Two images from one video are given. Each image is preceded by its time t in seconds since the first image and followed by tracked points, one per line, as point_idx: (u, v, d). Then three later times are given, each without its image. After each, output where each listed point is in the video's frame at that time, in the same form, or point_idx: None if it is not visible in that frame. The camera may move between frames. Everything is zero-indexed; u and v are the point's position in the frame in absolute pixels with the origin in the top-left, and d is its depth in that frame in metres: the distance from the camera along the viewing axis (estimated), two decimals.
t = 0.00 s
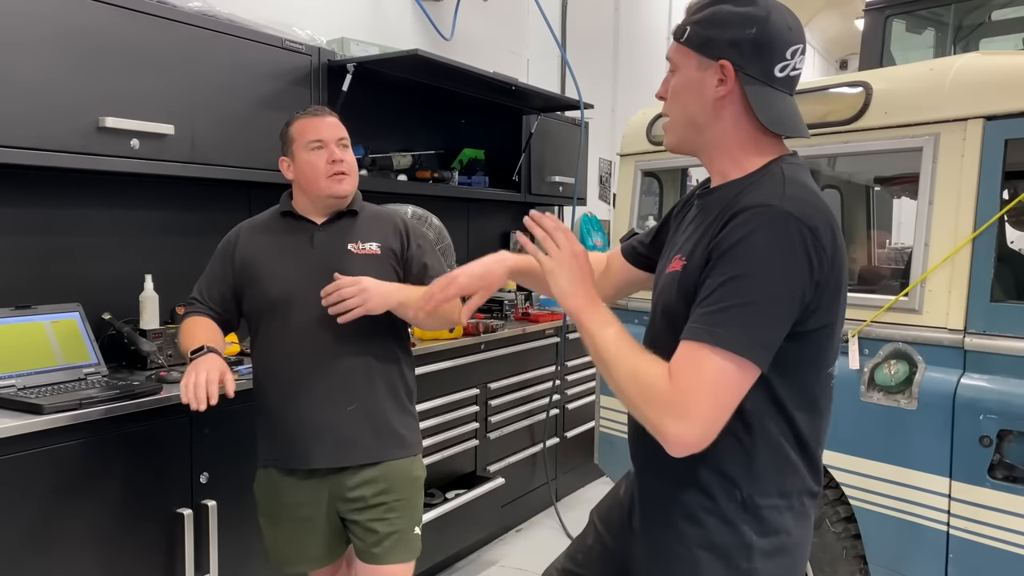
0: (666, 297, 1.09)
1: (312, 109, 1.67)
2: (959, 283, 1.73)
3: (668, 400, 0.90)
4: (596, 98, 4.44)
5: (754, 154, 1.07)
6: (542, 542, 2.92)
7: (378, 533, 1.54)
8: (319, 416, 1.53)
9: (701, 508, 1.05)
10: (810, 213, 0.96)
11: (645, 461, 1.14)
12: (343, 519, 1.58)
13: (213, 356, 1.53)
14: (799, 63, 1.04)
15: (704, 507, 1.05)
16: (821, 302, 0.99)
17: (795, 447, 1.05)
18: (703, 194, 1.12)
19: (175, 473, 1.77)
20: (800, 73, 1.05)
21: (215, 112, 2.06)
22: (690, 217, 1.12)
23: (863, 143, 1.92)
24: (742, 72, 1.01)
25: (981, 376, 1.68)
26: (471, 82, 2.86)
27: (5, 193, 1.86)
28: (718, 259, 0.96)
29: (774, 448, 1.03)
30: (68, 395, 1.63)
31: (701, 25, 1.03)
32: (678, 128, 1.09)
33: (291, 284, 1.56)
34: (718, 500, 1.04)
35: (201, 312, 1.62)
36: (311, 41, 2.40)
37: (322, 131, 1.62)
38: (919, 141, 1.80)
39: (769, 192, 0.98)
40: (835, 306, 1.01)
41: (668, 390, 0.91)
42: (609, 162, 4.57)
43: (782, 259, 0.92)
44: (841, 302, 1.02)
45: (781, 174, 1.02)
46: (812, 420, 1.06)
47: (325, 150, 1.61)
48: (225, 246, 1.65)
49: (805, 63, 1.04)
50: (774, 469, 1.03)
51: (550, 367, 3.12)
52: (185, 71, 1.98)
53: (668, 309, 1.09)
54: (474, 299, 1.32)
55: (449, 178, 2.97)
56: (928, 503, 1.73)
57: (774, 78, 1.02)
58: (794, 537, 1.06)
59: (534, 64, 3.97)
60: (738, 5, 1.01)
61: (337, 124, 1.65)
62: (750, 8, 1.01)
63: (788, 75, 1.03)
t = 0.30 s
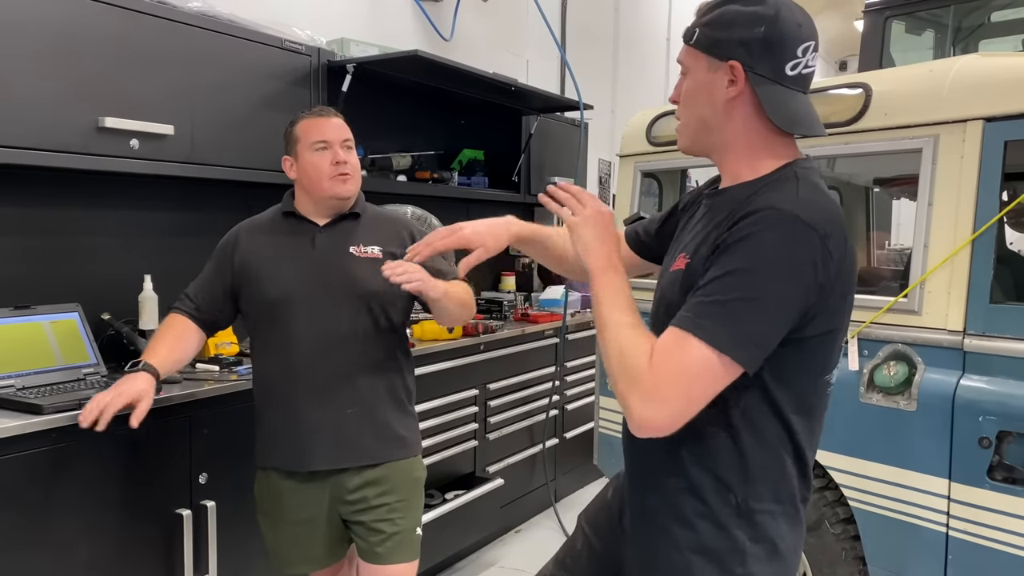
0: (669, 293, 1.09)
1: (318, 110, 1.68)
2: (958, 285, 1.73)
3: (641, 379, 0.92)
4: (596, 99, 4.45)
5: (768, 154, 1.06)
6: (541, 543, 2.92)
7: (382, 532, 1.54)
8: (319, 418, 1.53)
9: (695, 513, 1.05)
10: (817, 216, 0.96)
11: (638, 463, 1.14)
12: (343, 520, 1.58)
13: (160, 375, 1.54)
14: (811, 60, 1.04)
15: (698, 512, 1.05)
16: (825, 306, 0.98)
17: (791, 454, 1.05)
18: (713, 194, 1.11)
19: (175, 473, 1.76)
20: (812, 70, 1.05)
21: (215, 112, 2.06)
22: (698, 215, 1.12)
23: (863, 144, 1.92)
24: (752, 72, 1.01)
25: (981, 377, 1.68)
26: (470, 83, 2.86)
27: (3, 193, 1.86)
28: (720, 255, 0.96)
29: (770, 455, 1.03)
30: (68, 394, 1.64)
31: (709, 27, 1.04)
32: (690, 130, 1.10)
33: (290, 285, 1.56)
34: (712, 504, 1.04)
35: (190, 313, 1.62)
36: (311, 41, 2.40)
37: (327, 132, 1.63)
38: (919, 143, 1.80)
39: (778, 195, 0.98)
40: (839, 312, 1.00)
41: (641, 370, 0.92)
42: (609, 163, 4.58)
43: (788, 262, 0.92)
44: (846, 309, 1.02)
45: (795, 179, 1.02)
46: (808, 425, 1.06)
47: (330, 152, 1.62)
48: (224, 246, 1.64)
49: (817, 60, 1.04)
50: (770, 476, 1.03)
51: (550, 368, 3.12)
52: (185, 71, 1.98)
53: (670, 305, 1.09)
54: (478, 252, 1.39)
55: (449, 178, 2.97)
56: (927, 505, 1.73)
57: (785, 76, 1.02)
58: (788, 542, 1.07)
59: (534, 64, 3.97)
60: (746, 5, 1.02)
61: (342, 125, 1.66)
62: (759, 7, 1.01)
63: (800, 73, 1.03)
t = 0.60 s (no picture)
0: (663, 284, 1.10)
1: (315, 111, 1.68)
2: (957, 287, 1.73)
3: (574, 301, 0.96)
4: (596, 100, 4.46)
5: (773, 155, 1.06)
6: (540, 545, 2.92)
7: (383, 534, 1.54)
8: (320, 418, 1.53)
9: (694, 506, 1.07)
10: (813, 219, 0.97)
11: (638, 456, 1.14)
12: (344, 521, 1.58)
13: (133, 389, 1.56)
14: (813, 61, 1.04)
15: (699, 505, 1.07)
16: (820, 310, 0.99)
17: (785, 445, 1.08)
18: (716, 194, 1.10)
19: (173, 475, 1.76)
20: (814, 71, 1.06)
21: (214, 113, 2.06)
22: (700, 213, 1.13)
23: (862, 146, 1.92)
24: (754, 74, 1.02)
25: (980, 379, 1.68)
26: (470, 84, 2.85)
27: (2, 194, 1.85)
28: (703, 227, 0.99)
29: (765, 447, 1.05)
30: (67, 395, 1.64)
31: (710, 32, 1.04)
32: (695, 136, 1.09)
33: (290, 285, 1.56)
34: (714, 497, 1.06)
35: (179, 313, 1.61)
36: (310, 42, 2.40)
37: (324, 133, 1.63)
38: (918, 144, 1.80)
39: (777, 188, 1.00)
40: (836, 311, 1.02)
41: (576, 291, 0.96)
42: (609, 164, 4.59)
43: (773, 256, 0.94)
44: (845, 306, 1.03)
45: (799, 181, 1.01)
46: (800, 417, 1.09)
47: (327, 153, 1.62)
48: (222, 247, 1.64)
49: (818, 61, 1.04)
50: (767, 468, 1.06)
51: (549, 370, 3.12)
52: (184, 72, 1.97)
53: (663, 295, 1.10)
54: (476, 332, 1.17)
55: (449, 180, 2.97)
56: (928, 507, 1.73)
57: (787, 77, 1.02)
58: (784, 532, 1.10)
59: (534, 65, 3.97)
60: (746, 9, 1.02)
61: (340, 127, 1.66)
62: (757, 10, 1.01)
63: (801, 74, 1.03)
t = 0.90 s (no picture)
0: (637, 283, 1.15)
1: (302, 114, 1.68)
2: (956, 289, 1.73)
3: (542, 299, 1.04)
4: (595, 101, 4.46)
5: (744, 164, 1.09)
6: (540, 547, 2.92)
7: (382, 536, 1.54)
8: (318, 420, 1.53)
9: (655, 499, 1.10)
10: (772, 218, 1.00)
11: (605, 448, 1.18)
12: (343, 522, 1.58)
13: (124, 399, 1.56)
14: (781, 74, 1.08)
15: (659, 498, 1.10)
16: (777, 308, 1.02)
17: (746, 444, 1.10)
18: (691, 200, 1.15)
19: (172, 478, 1.76)
20: (783, 84, 1.09)
21: (215, 116, 2.06)
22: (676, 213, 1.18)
23: (862, 149, 1.92)
24: (724, 87, 1.06)
25: (979, 381, 1.68)
26: (469, 86, 2.86)
27: (3, 196, 1.86)
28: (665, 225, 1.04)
29: (724, 443, 1.07)
30: (66, 398, 1.64)
31: (682, 49, 1.09)
32: (672, 149, 1.13)
33: (284, 289, 1.55)
34: (672, 489, 1.09)
35: (174, 319, 1.61)
36: (310, 44, 2.40)
37: (312, 137, 1.63)
38: (917, 147, 1.81)
39: (740, 191, 1.03)
40: (795, 311, 1.04)
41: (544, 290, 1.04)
42: (609, 166, 4.59)
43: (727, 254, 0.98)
44: (805, 309, 1.06)
45: (764, 184, 1.05)
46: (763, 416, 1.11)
47: (316, 157, 1.61)
48: (215, 252, 1.63)
49: (787, 74, 1.08)
50: (726, 465, 1.08)
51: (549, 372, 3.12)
52: (185, 74, 1.98)
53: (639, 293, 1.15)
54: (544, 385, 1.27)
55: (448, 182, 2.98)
56: (927, 509, 1.73)
57: (756, 90, 1.06)
58: (748, 532, 1.11)
59: (533, 67, 3.98)
60: (716, 27, 1.07)
61: (328, 129, 1.66)
62: (726, 27, 1.06)
63: (770, 87, 1.07)
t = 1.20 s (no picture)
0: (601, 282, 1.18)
1: (292, 117, 1.68)
2: (956, 291, 1.72)
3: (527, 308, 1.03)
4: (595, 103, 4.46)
5: (707, 174, 1.13)
6: (539, 548, 2.92)
7: (378, 539, 1.55)
8: (313, 424, 1.53)
9: (599, 494, 1.14)
10: (732, 231, 1.04)
11: (554, 437, 1.21)
12: (338, 525, 1.58)
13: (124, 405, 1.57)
14: (745, 88, 1.12)
15: (602, 489, 1.13)
16: (731, 316, 1.06)
17: (687, 443, 1.14)
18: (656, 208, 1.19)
19: (170, 479, 1.76)
20: (746, 97, 1.13)
21: (214, 117, 2.06)
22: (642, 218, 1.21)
23: (863, 150, 1.93)
24: (691, 100, 1.10)
25: (978, 383, 1.68)
26: (468, 87, 2.86)
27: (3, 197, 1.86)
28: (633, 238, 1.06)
29: (666, 442, 1.11)
30: (64, 400, 1.64)
31: (652, 62, 1.13)
32: (640, 158, 1.17)
33: (278, 294, 1.55)
34: (615, 482, 1.12)
35: (172, 324, 1.61)
36: (309, 46, 2.40)
37: (302, 139, 1.63)
38: (917, 149, 1.81)
39: (705, 205, 1.07)
40: (742, 319, 1.08)
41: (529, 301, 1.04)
42: (608, 167, 4.59)
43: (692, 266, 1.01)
44: (750, 318, 1.10)
45: (728, 197, 1.10)
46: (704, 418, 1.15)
47: (306, 159, 1.62)
48: (212, 256, 1.63)
49: (750, 88, 1.12)
50: (667, 463, 1.12)
51: (549, 373, 3.12)
52: (184, 75, 1.98)
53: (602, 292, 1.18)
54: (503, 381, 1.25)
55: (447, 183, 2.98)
56: (926, 510, 1.73)
57: (721, 102, 1.10)
58: (686, 528, 1.15)
59: (533, 69, 3.98)
60: (684, 41, 1.10)
61: (319, 132, 1.66)
62: (693, 43, 1.10)
63: (735, 100, 1.11)
